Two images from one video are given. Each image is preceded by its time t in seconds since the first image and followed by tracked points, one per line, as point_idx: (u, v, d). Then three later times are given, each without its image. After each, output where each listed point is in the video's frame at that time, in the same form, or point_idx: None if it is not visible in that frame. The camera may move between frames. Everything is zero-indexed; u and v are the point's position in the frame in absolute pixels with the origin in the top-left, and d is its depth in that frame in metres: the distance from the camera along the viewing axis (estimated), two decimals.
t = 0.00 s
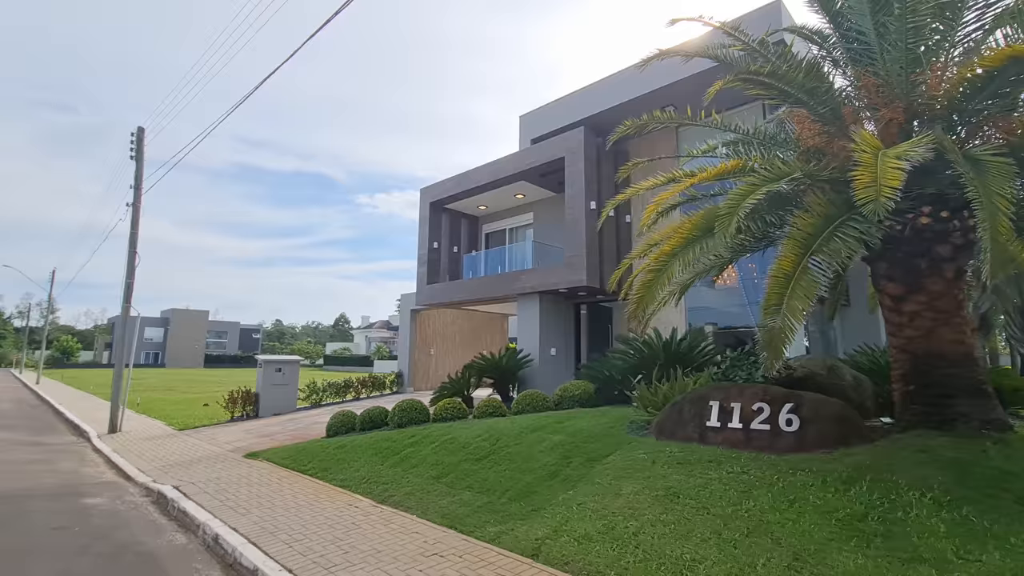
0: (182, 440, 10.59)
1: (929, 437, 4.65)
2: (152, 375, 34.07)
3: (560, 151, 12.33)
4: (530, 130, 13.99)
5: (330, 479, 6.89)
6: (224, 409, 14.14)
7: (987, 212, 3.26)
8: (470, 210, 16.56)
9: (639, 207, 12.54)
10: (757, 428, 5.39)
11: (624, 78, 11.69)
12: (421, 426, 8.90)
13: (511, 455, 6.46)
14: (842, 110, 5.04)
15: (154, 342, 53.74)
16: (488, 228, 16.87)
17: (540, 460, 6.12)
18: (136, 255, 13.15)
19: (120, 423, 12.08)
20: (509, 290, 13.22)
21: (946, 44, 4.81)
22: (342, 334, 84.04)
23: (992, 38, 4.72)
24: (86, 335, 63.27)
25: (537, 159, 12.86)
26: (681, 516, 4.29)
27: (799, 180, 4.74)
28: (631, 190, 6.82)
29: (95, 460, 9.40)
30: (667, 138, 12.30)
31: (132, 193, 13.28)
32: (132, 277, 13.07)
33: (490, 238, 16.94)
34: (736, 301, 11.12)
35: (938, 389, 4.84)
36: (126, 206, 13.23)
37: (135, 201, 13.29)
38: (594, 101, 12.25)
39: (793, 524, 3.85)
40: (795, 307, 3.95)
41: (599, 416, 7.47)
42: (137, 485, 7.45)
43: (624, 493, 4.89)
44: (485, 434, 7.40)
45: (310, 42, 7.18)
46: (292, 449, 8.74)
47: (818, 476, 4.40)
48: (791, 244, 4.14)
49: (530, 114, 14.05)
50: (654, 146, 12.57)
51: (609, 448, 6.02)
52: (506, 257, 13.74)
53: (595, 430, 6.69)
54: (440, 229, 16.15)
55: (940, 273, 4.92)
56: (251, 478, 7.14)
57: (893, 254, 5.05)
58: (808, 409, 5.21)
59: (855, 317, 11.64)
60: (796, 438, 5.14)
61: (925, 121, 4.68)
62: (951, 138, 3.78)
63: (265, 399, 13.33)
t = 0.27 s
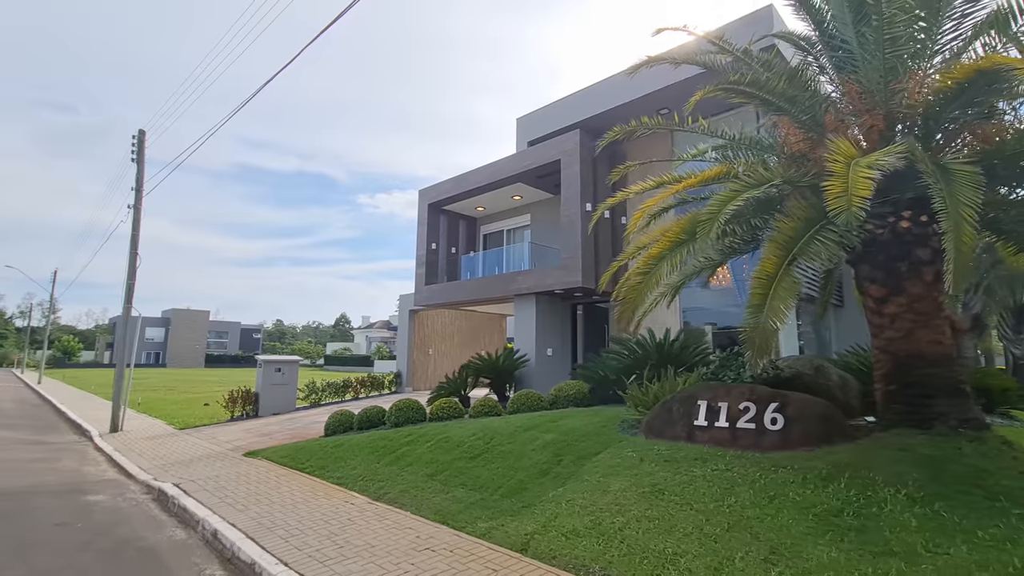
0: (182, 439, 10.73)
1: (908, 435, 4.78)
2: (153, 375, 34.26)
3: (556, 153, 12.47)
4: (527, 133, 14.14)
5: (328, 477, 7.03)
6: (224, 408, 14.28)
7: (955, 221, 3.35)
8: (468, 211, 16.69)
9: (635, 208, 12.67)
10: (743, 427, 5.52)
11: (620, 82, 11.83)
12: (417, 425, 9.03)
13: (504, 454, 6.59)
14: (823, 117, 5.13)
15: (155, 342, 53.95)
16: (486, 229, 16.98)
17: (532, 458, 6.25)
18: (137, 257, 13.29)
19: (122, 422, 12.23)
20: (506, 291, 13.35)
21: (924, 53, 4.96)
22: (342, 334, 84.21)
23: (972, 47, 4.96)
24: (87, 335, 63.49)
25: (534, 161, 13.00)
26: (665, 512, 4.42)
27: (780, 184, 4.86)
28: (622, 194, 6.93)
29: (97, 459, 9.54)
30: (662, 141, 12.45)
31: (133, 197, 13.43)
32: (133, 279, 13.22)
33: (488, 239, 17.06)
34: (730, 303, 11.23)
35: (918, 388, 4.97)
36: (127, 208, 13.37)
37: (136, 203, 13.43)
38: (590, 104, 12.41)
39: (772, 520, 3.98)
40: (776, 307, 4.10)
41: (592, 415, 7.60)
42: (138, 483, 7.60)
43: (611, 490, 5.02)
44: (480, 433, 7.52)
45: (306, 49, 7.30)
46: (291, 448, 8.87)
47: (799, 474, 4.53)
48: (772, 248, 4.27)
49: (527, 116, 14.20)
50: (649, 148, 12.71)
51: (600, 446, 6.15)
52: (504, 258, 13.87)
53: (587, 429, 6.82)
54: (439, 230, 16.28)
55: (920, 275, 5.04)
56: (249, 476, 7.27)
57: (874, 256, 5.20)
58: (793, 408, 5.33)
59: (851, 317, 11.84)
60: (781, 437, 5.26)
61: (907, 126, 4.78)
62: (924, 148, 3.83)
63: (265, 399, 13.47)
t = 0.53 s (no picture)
0: (184, 438, 10.88)
1: (892, 434, 4.91)
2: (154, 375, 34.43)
3: (554, 156, 12.60)
4: (525, 135, 14.28)
5: (328, 475, 7.17)
6: (225, 408, 14.42)
7: (925, 228, 3.51)
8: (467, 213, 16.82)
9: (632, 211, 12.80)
10: (732, 426, 5.65)
11: (616, 85, 11.96)
12: (416, 424, 9.18)
13: (499, 452, 6.73)
14: (808, 126, 5.30)
15: (157, 342, 54.14)
16: (485, 230, 17.12)
17: (527, 457, 6.38)
18: (139, 258, 13.45)
19: (125, 422, 12.39)
20: (504, 292, 13.49)
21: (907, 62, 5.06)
22: (343, 334, 84.38)
23: (955, 56, 5.08)
24: (89, 335, 63.70)
25: (532, 164, 13.14)
26: (654, 509, 4.56)
27: (767, 192, 5.00)
28: (616, 197, 7.06)
29: (101, 458, 9.69)
30: (658, 144, 12.58)
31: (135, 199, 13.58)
32: (135, 280, 13.37)
33: (487, 240, 17.19)
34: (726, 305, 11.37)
35: (902, 389, 5.09)
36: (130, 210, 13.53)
37: (139, 206, 13.59)
38: (587, 107, 12.55)
39: (756, 515, 4.12)
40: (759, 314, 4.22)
41: (587, 415, 7.74)
42: (142, 481, 7.75)
43: (603, 487, 5.16)
44: (476, 432, 7.66)
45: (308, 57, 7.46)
46: (291, 447, 9.01)
47: (785, 471, 4.66)
48: (757, 253, 4.41)
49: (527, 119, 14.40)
50: (646, 151, 12.84)
51: (594, 445, 6.29)
52: (503, 259, 14.01)
53: (581, 428, 6.96)
54: (438, 232, 16.42)
55: (904, 278, 5.17)
56: (251, 475, 7.41)
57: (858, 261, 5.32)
58: (781, 407, 5.47)
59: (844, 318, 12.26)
60: (769, 436, 5.39)
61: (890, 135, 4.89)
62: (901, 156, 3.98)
63: (265, 399, 13.62)
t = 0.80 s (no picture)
0: (186, 437, 11.03)
1: (874, 432, 5.06)
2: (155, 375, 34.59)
3: (551, 158, 12.75)
4: (523, 137, 14.43)
5: (328, 473, 7.33)
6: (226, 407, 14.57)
7: (896, 233, 3.69)
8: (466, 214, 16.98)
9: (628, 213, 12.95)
10: (722, 424, 5.81)
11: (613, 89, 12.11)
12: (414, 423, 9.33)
13: (495, 450, 6.89)
14: (793, 133, 5.46)
15: (157, 342, 54.31)
16: (483, 232, 17.27)
17: (522, 454, 6.54)
18: (141, 260, 13.59)
19: (127, 421, 12.54)
20: (502, 293, 13.64)
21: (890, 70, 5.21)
22: (343, 334, 84.55)
23: (936, 65, 5.23)
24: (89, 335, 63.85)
25: (529, 166, 13.29)
26: (642, 503, 4.71)
27: (752, 197, 5.16)
28: (610, 201, 7.22)
29: (104, 456, 9.85)
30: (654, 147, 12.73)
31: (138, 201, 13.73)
32: (138, 281, 13.52)
33: (486, 241, 17.34)
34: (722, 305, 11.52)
35: (884, 388, 5.25)
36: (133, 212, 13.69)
37: (141, 208, 13.74)
38: (584, 110, 12.69)
39: (739, 509, 4.28)
40: (739, 317, 4.40)
41: (581, 414, 7.89)
42: (146, 478, 7.90)
43: (595, 483, 5.31)
44: (473, 431, 7.81)
45: (310, 64, 7.63)
46: (292, 446, 9.16)
47: (770, 467, 4.82)
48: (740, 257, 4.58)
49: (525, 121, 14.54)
50: (642, 153, 12.99)
51: (587, 443, 6.45)
52: (501, 260, 14.17)
53: (575, 426, 7.11)
54: (437, 233, 16.57)
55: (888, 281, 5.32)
56: (252, 472, 7.57)
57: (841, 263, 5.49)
58: (768, 406, 5.62)
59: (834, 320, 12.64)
60: (756, 434, 5.54)
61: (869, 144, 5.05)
62: (876, 163, 4.15)
63: (266, 398, 13.77)
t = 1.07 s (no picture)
0: (186, 437, 11.16)
1: (858, 431, 5.20)
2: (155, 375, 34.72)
3: (548, 161, 12.89)
4: (520, 140, 14.56)
5: (326, 471, 7.47)
6: (226, 407, 14.69)
7: (873, 239, 3.81)
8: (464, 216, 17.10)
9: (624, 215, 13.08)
10: (711, 423, 5.94)
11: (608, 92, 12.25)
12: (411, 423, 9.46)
13: (490, 449, 7.01)
14: (779, 140, 5.61)
15: (157, 342, 54.45)
16: (481, 233, 17.40)
17: (516, 453, 6.67)
18: (142, 261, 13.72)
19: (128, 421, 12.66)
20: (500, 294, 13.77)
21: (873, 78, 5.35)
22: (343, 334, 84.70)
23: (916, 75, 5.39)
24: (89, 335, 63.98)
25: (526, 168, 13.43)
26: (631, 501, 4.84)
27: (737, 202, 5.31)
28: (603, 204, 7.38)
29: (106, 456, 9.97)
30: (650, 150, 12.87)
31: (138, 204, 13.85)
32: (138, 283, 13.65)
33: (484, 242, 17.48)
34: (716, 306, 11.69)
35: (868, 388, 5.39)
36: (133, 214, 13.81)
37: (142, 210, 13.87)
38: (580, 114, 12.84)
39: (724, 506, 4.40)
40: (718, 318, 4.55)
41: (576, 413, 8.02)
42: (147, 477, 8.03)
43: (586, 481, 5.44)
44: (469, 430, 7.94)
45: (309, 70, 7.77)
46: (291, 445, 9.29)
47: (756, 465, 4.95)
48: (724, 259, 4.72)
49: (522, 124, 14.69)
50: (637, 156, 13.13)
51: (580, 442, 6.57)
52: (498, 262, 14.29)
53: (569, 426, 7.24)
54: (435, 234, 16.70)
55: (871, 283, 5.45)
56: (251, 471, 7.69)
57: (827, 265, 5.62)
58: (756, 406, 5.75)
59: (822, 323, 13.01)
60: (744, 433, 5.67)
61: (849, 152, 5.20)
62: (855, 170, 4.28)
63: (266, 398, 13.90)
